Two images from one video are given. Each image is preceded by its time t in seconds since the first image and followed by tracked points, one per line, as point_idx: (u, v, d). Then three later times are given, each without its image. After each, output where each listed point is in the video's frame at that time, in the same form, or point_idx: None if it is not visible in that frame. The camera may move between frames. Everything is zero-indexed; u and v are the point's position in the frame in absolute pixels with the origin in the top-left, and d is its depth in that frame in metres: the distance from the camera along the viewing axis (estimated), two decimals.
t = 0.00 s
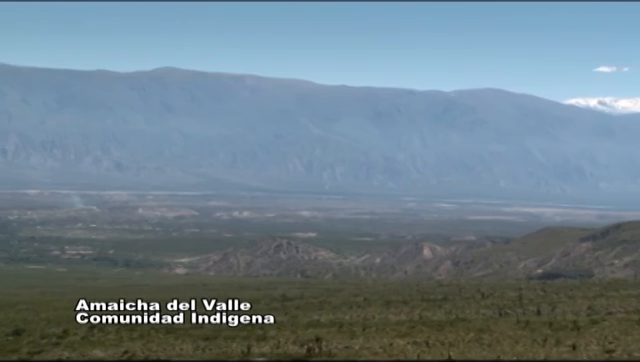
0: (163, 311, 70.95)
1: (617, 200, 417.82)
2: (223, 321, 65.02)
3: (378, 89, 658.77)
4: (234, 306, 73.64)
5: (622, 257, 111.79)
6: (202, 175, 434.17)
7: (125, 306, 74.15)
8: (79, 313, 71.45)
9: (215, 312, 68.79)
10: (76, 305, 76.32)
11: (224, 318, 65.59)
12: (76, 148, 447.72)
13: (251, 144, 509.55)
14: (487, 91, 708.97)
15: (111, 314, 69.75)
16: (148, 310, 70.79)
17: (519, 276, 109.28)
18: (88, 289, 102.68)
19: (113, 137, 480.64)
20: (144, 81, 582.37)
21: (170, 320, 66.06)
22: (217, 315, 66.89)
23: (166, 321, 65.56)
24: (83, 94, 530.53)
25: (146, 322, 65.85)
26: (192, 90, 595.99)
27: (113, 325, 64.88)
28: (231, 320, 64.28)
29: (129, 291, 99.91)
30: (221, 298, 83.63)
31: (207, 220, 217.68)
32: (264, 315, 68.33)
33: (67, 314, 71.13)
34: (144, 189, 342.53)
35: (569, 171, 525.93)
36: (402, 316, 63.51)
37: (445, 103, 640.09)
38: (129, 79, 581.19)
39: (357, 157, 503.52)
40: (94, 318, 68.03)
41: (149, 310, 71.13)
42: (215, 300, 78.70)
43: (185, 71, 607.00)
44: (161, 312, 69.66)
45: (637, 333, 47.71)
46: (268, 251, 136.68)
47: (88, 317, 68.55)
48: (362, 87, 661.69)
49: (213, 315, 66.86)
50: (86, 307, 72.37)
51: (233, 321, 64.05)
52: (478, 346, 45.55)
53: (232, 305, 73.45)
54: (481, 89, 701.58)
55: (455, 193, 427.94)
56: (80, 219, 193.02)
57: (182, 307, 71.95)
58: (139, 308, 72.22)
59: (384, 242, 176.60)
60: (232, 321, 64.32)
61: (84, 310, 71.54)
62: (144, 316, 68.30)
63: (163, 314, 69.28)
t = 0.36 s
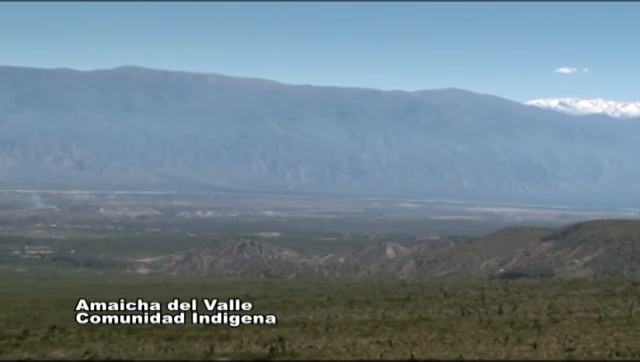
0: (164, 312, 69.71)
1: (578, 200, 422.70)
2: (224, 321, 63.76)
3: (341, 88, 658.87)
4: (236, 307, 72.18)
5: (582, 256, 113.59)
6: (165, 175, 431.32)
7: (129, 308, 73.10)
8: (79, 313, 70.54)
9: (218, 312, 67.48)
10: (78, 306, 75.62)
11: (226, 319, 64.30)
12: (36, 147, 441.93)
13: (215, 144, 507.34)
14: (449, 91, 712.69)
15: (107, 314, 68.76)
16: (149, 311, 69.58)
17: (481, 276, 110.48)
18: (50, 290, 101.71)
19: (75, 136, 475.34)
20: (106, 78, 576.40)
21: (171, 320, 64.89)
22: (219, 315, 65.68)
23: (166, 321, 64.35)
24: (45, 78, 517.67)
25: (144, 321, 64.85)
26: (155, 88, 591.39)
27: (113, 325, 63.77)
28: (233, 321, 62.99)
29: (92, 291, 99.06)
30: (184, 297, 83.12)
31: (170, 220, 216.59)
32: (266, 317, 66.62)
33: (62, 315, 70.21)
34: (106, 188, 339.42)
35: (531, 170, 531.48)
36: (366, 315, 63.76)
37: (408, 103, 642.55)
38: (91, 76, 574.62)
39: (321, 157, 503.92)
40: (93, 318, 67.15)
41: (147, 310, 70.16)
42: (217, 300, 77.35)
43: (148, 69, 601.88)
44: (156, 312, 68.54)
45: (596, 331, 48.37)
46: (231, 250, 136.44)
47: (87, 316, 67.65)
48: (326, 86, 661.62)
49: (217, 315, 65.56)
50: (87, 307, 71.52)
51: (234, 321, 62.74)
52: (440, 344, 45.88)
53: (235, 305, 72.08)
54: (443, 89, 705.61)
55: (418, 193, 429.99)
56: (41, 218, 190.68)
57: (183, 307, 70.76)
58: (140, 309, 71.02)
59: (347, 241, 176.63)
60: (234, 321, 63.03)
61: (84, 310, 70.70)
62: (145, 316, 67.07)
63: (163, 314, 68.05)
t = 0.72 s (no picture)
0: (164, 311, 68.45)
1: (536, 200, 427.99)
2: (225, 321, 62.44)
3: (300, 88, 658.45)
4: (238, 306, 70.95)
5: (538, 255, 115.22)
6: (122, 174, 427.42)
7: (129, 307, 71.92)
8: (78, 313, 69.34)
9: (218, 312, 66.18)
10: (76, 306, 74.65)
11: (227, 318, 63.00)
12: None
13: (173, 143, 503.96)
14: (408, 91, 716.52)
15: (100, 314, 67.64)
16: (150, 310, 68.31)
17: (438, 275, 111.43)
18: (3, 290, 100.39)
19: (30, 134, 468.55)
20: (62, 75, 568.86)
21: (172, 320, 63.60)
22: (220, 315, 64.40)
23: (167, 321, 63.05)
24: None
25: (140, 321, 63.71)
26: (113, 86, 585.31)
27: (112, 325, 62.40)
28: (234, 320, 61.73)
29: (47, 291, 98.08)
30: (139, 298, 82.12)
31: (128, 220, 214.90)
32: (268, 316, 65.00)
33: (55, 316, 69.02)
34: (61, 188, 335.31)
35: (488, 170, 537.53)
36: (324, 314, 63.97)
37: (366, 103, 644.55)
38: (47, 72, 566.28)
39: (280, 156, 503.34)
40: (88, 317, 66.06)
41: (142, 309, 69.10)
42: (219, 300, 76.13)
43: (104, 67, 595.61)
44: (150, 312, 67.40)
45: (551, 330, 48.99)
46: (188, 251, 135.70)
47: (82, 317, 66.46)
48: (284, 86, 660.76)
49: (218, 315, 64.23)
50: (86, 307, 70.49)
51: (235, 321, 61.49)
52: (398, 344, 46.08)
53: (234, 305, 70.86)
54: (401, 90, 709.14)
55: (378, 192, 431.75)
56: None
57: (184, 307, 69.63)
58: (140, 308, 69.74)
59: (305, 241, 176.33)
60: (236, 321, 61.70)
61: (83, 310, 69.54)
62: (145, 316, 65.68)
63: (163, 314, 66.78)
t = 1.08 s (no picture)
0: (164, 311, 67.71)
1: (491, 200, 431.77)
2: (227, 322, 61.00)
3: (256, 87, 656.74)
4: (238, 306, 69.09)
5: (492, 255, 116.44)
6: (76, 173, 422.22)
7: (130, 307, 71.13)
8: (78, 313, 68.74)
9: (219, 312, 65.05)
10: (76, 305, 73.82)
11: (228, 318, 61.77)
12: None
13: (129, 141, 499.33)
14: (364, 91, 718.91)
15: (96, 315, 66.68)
16: (150, 310, 67.61)
17: (394, 274, 112.07)
18: None
19: None
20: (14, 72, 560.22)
21: (172, 321, 62.47)
22: (220, 315, 63.37)
23: (167, 322, 62.02)
24: None
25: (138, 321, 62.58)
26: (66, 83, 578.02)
27: (110, 325, 61.26)
28: (235, 321, 60.29)
29: None
30: (98, 298, 81.17)
31: (82, 220, 212.64)
32: (269, 314, 63.02)
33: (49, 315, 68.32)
34: (14, 186, 330.51)
35: (443, 170, 541.47)
36: (280, 314, 63.78)
37: (323, 103, 645.22)
38: None
39: (236, 156, 501.65)
40: (86, 318, 65.08)
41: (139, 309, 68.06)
42: (222, 301, 74.69)
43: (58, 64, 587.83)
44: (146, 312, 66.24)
45: (505, 329, 49.43)
46: (144, 251, 134.73)
47: (80, 318, 65.50)
48: (240, 85, 658.80)
49: (219, 315, 63.06)
50: (87, 307, 70.07)
51: (237, 321, 59.99)
52: (354, 344, 46.24)
53: (237, 304, 68.86)
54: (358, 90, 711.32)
55: (335, 192, 432.18)
56: None
57: (184, 307, 68.98)
58: (140, 308, 69.00)
59: (261, 241, 175.84)
60: (237, 321, 60.22)
61: (84, 310, 69.10)
62: (146, 315, 64.72)
63: (164, 314, 65.88)
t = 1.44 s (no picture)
0: (165, 312, 65.90)
1: (448, 200, 434.68)
2: (227, 322, 58.66)
3: (215, 86, 653.82)
4: (240, 306, 66.76)
5: (450, 254, 117.16)
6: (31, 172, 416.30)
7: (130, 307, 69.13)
8: (78, 313, 66.79)
9: (221, 312, 62.94)
10: (76, 305, 72.05)
11: (230, 318, 59.45)
12: None
13: (85, 140, 493.88)
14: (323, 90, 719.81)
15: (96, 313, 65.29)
16: (151, 311, 65.86)
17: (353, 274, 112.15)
18: None
19: None
20: None
21: (172, 321, 60.70)
22: (222, 315, 61.15)
23: (167, 322, 59.98)
24: None
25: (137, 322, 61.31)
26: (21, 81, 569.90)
27: (96, 326, 59.94)
28: (236, 320, 58.00)
29: None
30: (55, 299, 80.24)
31: (38, 219, 209.78)
32: (269, 316, 60.90)
33: (45, 317, 66.59)
34: None
35: (401, 170, 544.03)
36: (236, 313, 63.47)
37: (281, 102, 644.46)
38: None
39: (195, 156, 498.78)
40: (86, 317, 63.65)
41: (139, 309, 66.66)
42: (221, 300, 72.72)
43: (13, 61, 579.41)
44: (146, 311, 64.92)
45: (462, 328, 49.82)
46: (101, 251, 133.64)
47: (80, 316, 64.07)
48: (199, 84, 655.60)
49: (222, 315, 60.74)
50: (87, 307, 67.88)
51: (238, 321, 57.74)
52: (312, 344, 46.32)
53: (237, 305, 66.62)
54: (316, 89, 712.00)
55: (294, 192, 431.67)
56: None
57: (185, 307, 66.84)
58: (140, 308, 67.19)
59: (220, 241, 174.77)
60: (238, 321, 57.97)
61: (83, 310, 67.13)
62: (147, 316, 63.21)
63: (165, 314, 63.98)
